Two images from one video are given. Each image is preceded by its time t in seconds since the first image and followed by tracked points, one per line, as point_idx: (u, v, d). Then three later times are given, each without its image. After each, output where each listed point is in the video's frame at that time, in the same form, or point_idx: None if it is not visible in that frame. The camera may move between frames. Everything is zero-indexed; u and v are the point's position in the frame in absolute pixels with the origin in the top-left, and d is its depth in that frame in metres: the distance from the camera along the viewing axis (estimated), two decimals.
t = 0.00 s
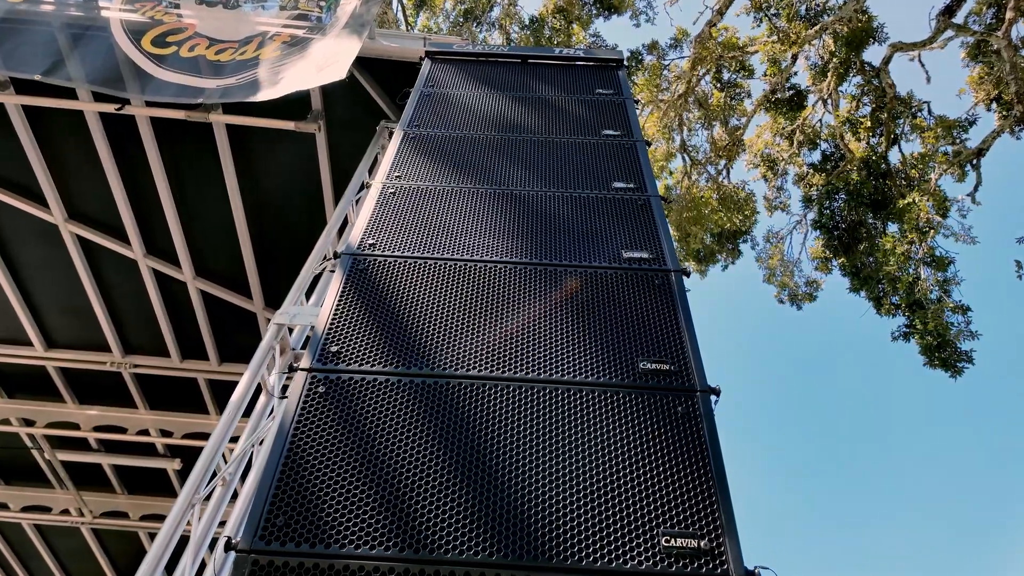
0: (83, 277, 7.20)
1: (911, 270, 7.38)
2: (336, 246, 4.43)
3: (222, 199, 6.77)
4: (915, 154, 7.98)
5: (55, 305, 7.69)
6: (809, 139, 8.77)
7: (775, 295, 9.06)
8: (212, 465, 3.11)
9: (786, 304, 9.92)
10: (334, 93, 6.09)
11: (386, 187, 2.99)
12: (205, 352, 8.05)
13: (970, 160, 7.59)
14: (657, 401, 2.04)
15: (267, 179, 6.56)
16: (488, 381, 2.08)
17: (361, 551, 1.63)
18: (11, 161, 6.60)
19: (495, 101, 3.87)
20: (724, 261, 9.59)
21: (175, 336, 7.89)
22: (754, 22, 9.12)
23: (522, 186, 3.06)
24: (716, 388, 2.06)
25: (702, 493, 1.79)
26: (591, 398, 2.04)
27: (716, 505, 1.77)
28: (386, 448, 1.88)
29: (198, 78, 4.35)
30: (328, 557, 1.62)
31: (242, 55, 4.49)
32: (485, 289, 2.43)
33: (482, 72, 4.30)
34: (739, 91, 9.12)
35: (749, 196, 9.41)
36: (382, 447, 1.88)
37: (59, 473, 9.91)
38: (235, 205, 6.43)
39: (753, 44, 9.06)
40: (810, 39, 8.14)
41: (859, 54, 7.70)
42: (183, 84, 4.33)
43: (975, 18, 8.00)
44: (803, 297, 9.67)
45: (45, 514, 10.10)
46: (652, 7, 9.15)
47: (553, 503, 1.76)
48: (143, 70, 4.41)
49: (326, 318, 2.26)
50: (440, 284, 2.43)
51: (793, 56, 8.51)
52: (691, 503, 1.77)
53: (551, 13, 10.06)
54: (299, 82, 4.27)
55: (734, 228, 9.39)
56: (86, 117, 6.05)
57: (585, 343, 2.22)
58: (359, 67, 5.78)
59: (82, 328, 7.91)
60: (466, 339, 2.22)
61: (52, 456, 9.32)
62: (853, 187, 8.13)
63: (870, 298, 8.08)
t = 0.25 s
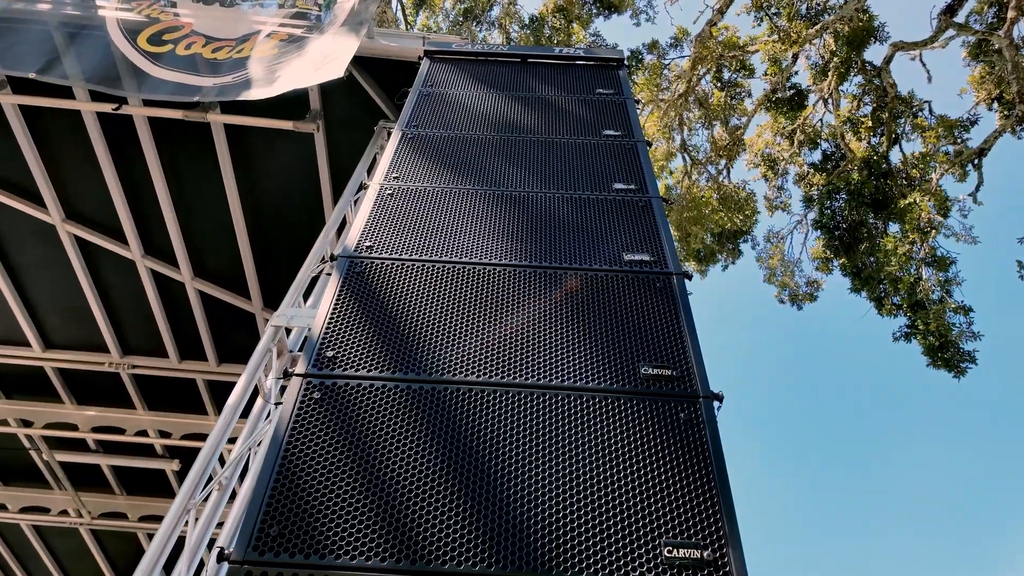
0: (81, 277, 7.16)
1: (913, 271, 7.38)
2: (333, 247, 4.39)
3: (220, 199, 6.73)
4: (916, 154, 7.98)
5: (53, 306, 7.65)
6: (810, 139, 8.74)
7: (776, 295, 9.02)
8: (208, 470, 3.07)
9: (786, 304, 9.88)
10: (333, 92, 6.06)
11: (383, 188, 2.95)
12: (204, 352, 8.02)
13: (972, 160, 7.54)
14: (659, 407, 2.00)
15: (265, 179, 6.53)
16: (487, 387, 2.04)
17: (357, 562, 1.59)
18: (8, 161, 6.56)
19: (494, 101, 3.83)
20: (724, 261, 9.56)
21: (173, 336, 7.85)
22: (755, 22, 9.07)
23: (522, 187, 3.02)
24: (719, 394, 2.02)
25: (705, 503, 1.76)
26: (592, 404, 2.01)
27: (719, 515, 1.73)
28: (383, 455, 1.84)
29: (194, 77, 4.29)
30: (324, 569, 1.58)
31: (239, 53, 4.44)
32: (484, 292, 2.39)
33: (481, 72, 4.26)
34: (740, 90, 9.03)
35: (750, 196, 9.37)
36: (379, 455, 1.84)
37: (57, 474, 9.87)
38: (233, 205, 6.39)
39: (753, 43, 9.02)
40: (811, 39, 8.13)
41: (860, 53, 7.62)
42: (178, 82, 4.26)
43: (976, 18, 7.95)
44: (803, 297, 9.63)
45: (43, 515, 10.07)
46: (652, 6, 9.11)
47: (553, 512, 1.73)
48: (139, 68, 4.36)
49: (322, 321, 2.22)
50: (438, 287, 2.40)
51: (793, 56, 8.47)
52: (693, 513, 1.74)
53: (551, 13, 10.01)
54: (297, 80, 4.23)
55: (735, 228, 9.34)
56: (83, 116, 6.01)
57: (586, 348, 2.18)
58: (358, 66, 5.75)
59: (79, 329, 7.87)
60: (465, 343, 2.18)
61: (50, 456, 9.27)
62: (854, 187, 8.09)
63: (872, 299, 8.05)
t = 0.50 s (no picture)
0: (79, 278, 7.13)
1: (915, 271, 7.26)
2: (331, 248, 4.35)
3: (218, 199, 6.69)
4: (917, 154, 7.95)
5: (51, 307, 7.62)
6: (811, 138, 8.68)
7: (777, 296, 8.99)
8: (204, 475, 3.03)
9: (787, 305, 9.85)
10: (331, 92, 6.02)
11: (381, 190, 2.91)
12: (202, 353, 7.99)
13: (973, 160, 7.50)
14: (660, 414, 1.97)
15: (264, 179, 6.49)
16: (486, 393, 2.01)
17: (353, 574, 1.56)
18: (5, 162, 6.53)
19: (494, 102, 3.80)
20: (725, 261, 9.53)
21: (172, 337, 7.82)
22: (755, 21, 9.03)
23: (521, 190, 2.99)
24: (722, 401, 1.99)
25: (708, 512, 1.73)
26: (593, 412, 1.98)
27: (723, 525, 1.70)
28: (380, 464, 1.81)
29: (191, 75, 4.25)
30: None
31: (236, 51, 4.41)
32: (483, 297, 2.36)
33: (481, 72, 4.22)
34: (741, 90, 8.98)
35: (750, 196, 9.34)
36: (376, 463, 1.81)
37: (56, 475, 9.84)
38: (231, 205, 6.36)
39: (754, 42, 8.98)
40: (811, 38, 8.09)
41: (860, 53, 7.55)
42: (174, 80, 4.22)
43: (977, 17, 7.90)
44: (804, 297, 9.59)
45: (42, 516, 10.04)
46: (652, 5, 9.07)
47: (553, 522, 1.69)
48: (135, 65, 4.32)
49: (319, 327, 2.18)
50: (437, 291, 2.36)
51: (794, 55, 8.43)
52: (696, 523, 1.70)
53: (551, 12, 9.96)
54: (295, 78, 4.18)
55: (735, 229, 9.31)
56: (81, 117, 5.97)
57: (586, 353, 2.15)
58: (356, 66, 5.72)
59: (78, 329, 7.84)
60: (464, 349, 2.15)
61: (48, 457, 9.25)
62: (856, 186, 8.09)
63: (873, 299, 8.01)
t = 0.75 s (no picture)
0: (77, 278, 7.09)
1: (916, 271, 7.21)
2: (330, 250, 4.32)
3: (217, 199, 6.66)
4: (918, 154, 7.91)
5: (50, 308, 7.59)
6: (812, 139, 8.60)
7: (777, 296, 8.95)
8: (201, 480, 2.99)
9: (787, 305, 9.82)
10: (330, 91, 5.99)
11: (379, 193, 2.88)
12: (201, 354, 7.96)
13: (975, 160, 7.46)
14: (662, 422, 1.94)
15: (262, 180, 6.46)
16: (486, 400, 1.98)
17: None
18: (3, 162, 6.49)
19: (493, 103, 3.77)
20: (725, 261, 9.51)
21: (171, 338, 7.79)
22: (756, 20, 9.00)
23: (521, 193, 2.95)
24: (724, 408, 1.96)
25: (711, 523, 1.70)
26: (594, 419, 1.95)
27: (726, 537, 1.67)
28: (378, 472, 1.78)
29: (187, 74, 4.22)
30: None
31: (233, 49, 4.37)
32: (482, 301, 2.33)
33: (481, 73, 4.19)
34: (741, 90, 8.94)
35: (751, 196, 9.31)
36: (373, 472, 1.78)
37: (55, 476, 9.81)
38: (230, 206, 6.33)
39: (754, 42, 8.94)
40: (812, 38, 8.02)
41: (861, 52, 7.53)
42: (170, 79, 4.19)
43: (979, 17, 7.82)
44: (804, 298, 9.55)
45: (41, 517, 10.01)
46: (652, 5, 9.04)
47: (554, 532, 1.66)
48: (130, 64, 4.29)
49: (316, 332, 2.15)
50: (436, 295, 2.33)
51: (794, 55, 8.39)
52: (699, 534, 1.67)
53: (551, 11, 9.91)
54: (292, 77, 4.15)
55: (736, 229, 9.27)
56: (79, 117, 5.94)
57: (587, 359, 2.11)
58: (355, 66, 5.69)
59: (76, 330, 7.81)
60: (462, 354, 2.12)
61: (47, 458, 9.21)
62: (856, 187, 8.07)
63: (874, 300, 7.97)
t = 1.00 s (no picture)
0: (75, 279, 7.06)
1: (917, 272, 7.16)
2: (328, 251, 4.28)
3: (216, 200, 6.63)
4: (919, 154, 7.88)
5: (48, 308, 7.56)
6: (812, 138, 8.58)
7: (777, 296, 8.92)
8: (198, 485, 2.95)
9: (788, 306, 9.79)
10: (329, 92, 5.96)
11: (378, 196, 2.85)
12: (200, 355, 7.92)
13: (976, 160, 7.43)
14: (664, 430, 1.91)
15: (262, 180, 6.43)
16: (485, 408, 1.95)
17: None
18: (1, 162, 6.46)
19: (493, 104, 3.74)
20: (725, 261, 9.49)
21: (170, 339, 7.75)
22: (756, 20, 8.96)
23: (521, 195, 2.92)
24: (727, 416, 1.93)
25: (714, 534, 1.67)
26: (594, 427, 1.91)
27: (729, 549, 1.64)
28: (374, 482, 1.75)
29: (183, 73, 4.19)
30: None
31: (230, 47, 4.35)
32: (481, 306, 2.30)
33: (480, 74, 4.16)
34: (742, 89, 8.93)
35: (751, 196, 9.28)
36: (369, 482, 1.75)
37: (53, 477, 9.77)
38: (229, 206, 6.30)
39: (755, 42, 8.90)
40: (813, 38, 7.95)
41: (862, 52, 7.52)
42: (166, 78, 4.16)
43: (980, 17, 7.75)
44: (805, 298, 9.52)
45: (39, 518, 9.98)
46: (652, 5, 9.01)
47: (554, 543, 1.63)
48: (126, 63, 4.26)
49: (313, 337, 2.12)
50: (434, 300, 2.30)
51: (795, 55, 8.34)
52: (701, 546, 1.64)
53: (551, 11, 9.89)
54: (289, 74, 4.15)
55: (736, 229, 9.24)
56: (77, 116, 5.91)
57: (587, 366, 2.08)
58: (355, 66, 5.66)
59: (74, 331, 7.77)
60: (460, 361, 2.09)
61: (45, 460, 9.17)
62: (856, 187, 8.06)
63: (874, 301, 7.93)
